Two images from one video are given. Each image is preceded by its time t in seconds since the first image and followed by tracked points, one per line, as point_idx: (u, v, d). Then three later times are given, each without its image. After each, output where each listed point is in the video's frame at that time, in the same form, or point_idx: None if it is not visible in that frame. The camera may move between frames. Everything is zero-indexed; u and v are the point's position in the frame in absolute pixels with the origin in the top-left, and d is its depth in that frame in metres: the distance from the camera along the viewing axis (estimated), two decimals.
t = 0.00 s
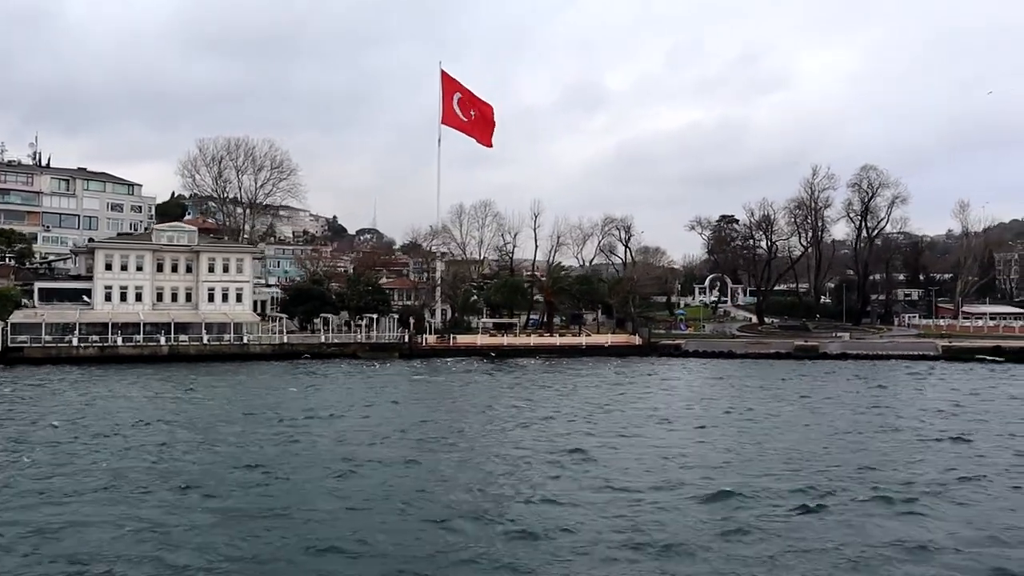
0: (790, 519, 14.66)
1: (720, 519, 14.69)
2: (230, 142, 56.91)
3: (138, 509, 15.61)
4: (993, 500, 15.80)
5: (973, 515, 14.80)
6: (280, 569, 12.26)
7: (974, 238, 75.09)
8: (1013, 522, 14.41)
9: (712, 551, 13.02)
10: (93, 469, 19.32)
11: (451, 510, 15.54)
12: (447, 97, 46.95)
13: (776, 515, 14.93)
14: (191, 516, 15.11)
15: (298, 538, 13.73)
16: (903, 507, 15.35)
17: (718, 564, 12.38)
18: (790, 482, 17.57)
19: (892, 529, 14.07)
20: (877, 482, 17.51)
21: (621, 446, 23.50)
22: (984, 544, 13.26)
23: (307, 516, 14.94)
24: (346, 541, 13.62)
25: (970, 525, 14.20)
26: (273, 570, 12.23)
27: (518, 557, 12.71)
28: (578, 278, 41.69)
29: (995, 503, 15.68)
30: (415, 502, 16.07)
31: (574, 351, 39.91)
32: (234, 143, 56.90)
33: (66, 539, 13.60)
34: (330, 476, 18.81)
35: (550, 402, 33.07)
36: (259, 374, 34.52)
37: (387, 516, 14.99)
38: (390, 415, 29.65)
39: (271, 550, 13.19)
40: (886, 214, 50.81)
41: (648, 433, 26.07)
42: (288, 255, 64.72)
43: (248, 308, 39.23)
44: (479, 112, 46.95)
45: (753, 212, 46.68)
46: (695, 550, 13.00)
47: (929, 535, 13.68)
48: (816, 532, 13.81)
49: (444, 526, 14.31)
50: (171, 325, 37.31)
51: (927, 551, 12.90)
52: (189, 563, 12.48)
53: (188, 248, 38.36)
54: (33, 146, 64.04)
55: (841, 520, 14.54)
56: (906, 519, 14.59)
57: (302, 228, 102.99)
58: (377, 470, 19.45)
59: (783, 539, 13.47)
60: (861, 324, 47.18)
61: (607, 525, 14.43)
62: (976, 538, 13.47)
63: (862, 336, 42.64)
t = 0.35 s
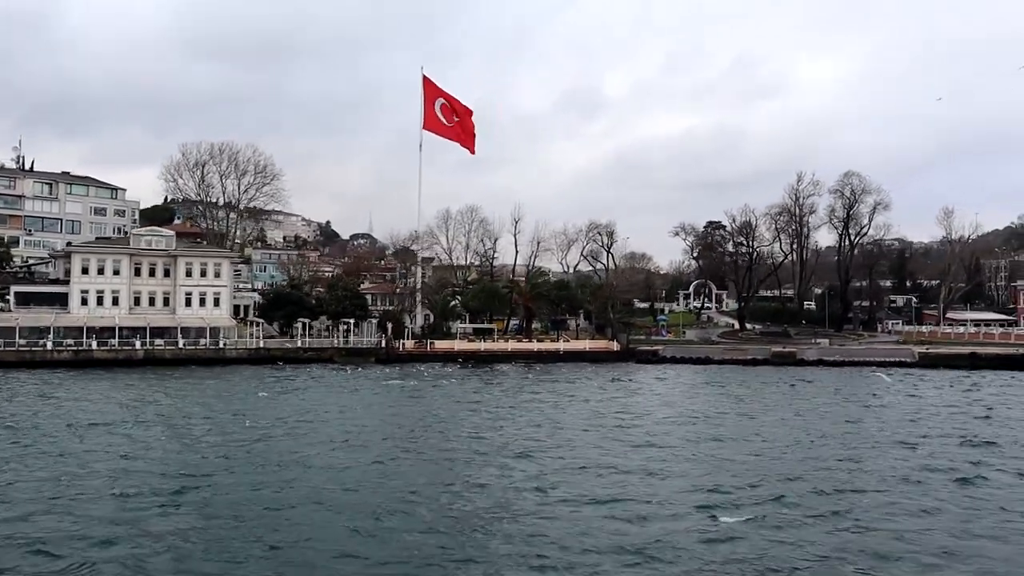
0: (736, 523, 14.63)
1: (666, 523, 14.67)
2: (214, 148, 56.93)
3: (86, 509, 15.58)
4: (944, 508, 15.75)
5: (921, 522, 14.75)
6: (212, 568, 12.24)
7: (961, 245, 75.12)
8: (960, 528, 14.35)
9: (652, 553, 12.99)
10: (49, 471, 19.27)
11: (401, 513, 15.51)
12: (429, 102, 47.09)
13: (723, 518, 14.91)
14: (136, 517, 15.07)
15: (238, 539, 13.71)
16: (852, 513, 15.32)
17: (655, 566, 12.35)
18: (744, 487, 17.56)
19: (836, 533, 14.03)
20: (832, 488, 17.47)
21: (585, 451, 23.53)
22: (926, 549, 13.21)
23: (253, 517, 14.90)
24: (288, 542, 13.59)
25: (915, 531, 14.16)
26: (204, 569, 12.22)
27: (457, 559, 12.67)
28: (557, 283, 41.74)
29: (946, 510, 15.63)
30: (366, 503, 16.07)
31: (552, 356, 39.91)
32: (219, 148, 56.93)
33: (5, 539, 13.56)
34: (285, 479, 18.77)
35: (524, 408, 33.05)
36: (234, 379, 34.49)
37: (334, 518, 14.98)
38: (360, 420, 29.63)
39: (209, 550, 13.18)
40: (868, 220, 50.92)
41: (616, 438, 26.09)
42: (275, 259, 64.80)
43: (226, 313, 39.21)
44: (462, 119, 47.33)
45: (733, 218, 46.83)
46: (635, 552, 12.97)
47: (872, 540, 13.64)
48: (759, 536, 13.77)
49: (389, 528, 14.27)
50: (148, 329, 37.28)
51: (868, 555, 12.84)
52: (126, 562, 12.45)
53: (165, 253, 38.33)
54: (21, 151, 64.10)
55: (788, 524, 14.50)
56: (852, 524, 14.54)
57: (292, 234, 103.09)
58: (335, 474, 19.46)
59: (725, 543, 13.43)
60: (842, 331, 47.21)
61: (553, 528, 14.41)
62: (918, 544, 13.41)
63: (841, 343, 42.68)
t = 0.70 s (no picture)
0: (681, 529, 14.62)
1: (610, 527, 14.66)
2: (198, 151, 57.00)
3: (35, 512, 15.59)
4: (893, 516, 15.73)
5: (865, 529, 14.72)
6: (147, 569, 12.27)
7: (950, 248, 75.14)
8: (903, 535, 14.33)
9: (589, 558, 12.97)
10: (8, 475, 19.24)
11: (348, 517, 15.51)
12: (412, 105, 47.09)
13: (668, 524, 14.90)
14: (84, 520, 15.07)
15: (181, 541, 13.73)
16: (799, 520, 15.30)
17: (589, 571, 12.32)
18: (697, 493, 17.57)
19: (778, 540, 14.01)
20: (785, 495, 17.47)
21: (550, 455, 23.55)
22: (865, 556, 13.19)
23: (198, 521, 14.90)
24: (228, 546, 13.57)
25: (857, 538, 14.14)
26: (140, 570, 12.25)
27: (392, 562, 12.66)
28: (537, 287, 41.81)
29: (894, 517, 15.62)
30: (315, 507, 16.07)
31: (532, 360, 39.91)
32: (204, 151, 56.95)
33: None
34: (243, 483, 18.81)
35: (499, 411, 33.08)
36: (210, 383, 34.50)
37: (279, 521, 14.97)
38: (333, 424, 29.64)
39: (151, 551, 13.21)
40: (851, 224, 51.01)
41: (584, 442, 26.13)
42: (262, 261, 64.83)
43: (205, 316, 39.20)
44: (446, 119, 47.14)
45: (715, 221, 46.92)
46: (571, 557, 12.95)
47: (813, 547, 13.61)
48: (699, 543, 13.76)
49: (332, 533, 14.26)
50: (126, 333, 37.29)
51: (804, 562, 12.82)
52: (59, 563, 12.43)
53: (144, 256, 38.28)
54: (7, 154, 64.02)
55: (732, 531, 14.48)
56: (796, 531, 14.52)
57: (283, 237, 103.15)
58: (293, 478, 19.46)
59: (665, 549, 13.42)
60: (824, 335, 47.26)
61: (496, 532, 14.40)
62: (857, 551, 13.39)
63: (821, 346, 42.73)
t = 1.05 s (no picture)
0: (621, 529, 14.53)
1: (550, 528, 14.57)
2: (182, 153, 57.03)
3: None
4: (838, 515, 15.63)
5: (806, 529, 14.62)
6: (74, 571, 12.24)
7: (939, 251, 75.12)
8: (843, 535, 14.23)
9: (521, 558, 12.87)
10: None
11: (290, 518, 15.43)
12: (394, 107, 47.05)
13: (609, 524, 14.82)
14: (24, 521, 15.04)
15: (115, 542, 13.71)
16: (742, 520, 15.22)
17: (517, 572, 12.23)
18: (647, 493, 17.50)
19: (717, 540, 13.93)
20: (736, 494, 17.39)
21: (513, 455, 23.52)
22: (800, 556, 13.09)
23: (136, 521, 14.87)
24: (160, 547, 13.48)
25: (796, 538, 14.04)
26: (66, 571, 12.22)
27: (320, 564, 12.65)
28: (516, 288, 41.83)
29: (840, 517, 15.52)
30: (259, 507, 16.00)
31: (509, 361, 39.88)
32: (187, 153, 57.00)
33: None
34: (195, 483, 18.78)
35: (472, 412, 33.04)
36: (185, 385, 34.49)
37: (218, 522, 14.89)
38: (303, 426, 29.62)
39: (84, 552, 13.18)
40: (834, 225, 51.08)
41: (551, 442, 26.10)
42: (248, 262, 64.84)
43: (182, 317, 39.27)
44: (428, 122, 47.02)
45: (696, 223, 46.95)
46: (503, 558, 12.86)
47: (749, 547, 13.52)
48: (635, 544, 13.67)
49: (268, 534, 14.18)
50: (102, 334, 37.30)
51: (736, 562, 12.72)
52: None
53: (120, 257, 38.26)
54: None
55: (672, 532, 14.39)
56: (736, 531, 14.42)
57: (274, 239, 103.17)
58: (247, 478, 19.40)
59: (599, 549, 13.33)
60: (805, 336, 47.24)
61: (434, 532, 14.32)
62: (789, 550, 13.37)
63: (801, 348, 42.69)
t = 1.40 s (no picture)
0: (579, 540, 14.56)
1: (508, 540, 14.61)
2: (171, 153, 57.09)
3: None
4: (798, 522, 15.67)
5: (763, 536, 14.70)
6: None
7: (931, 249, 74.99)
8: (799, 543, 14.30)
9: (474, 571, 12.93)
10: None
11: (252, 527, 15.52)
12: (380, 108, 46.92)
13: (568, 534, 14.89)
14: None
15: (61, 551, 13.81)
16: (701, 528, 15.28)
17: None
18: (611, 500, 17.56)
19: (672, 549, 13.97)
20: (699, 500, 17.44)
21: (485, 459, 23.60)
22: (751, 564, 13.16)
23: (87, 530, 14.97)
24: (117, 556, 13.57)
25: (751, 546, 14.12)
26: None
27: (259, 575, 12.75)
28: (500, 289, 41.84)
29: (798, 522, 15.58)
30: (223, 518, 16.08)
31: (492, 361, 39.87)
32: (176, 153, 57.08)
33: None
34: (156, 489, 18.87)
35: (451, 413, 33.08)
36: (165, 386, 34.57)
37: (178, 533, 14.95)
38: (280, 428, 29.68)
39: (28, 560, 13.27)
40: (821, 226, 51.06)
41: (526, 445, 26.15)
42: (238, 262, 64.87)
43: (166, 317, 39.22)
44: (415, 122, 46.76)
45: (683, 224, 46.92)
46: (456, 571, 12.91)
47: (702, 556, 13.58)
48: (589, 554, 13.74)
49: (226, 545, 14.26)
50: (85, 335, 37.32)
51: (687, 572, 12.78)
52: None
53: (103, 257, 38.29)
54: None
55: (629, 542, 14.46)
56: (693, 540, 14.49)
57: (268, 238, 103.21)
58: (216, 485, 19.46)
59: (553, 560, 13.38)
60: (792, 337, 47.23)
61: (394, 547, 14.39)
62: (729, 560, 13.45)
63: (785, 348, 42.66)
